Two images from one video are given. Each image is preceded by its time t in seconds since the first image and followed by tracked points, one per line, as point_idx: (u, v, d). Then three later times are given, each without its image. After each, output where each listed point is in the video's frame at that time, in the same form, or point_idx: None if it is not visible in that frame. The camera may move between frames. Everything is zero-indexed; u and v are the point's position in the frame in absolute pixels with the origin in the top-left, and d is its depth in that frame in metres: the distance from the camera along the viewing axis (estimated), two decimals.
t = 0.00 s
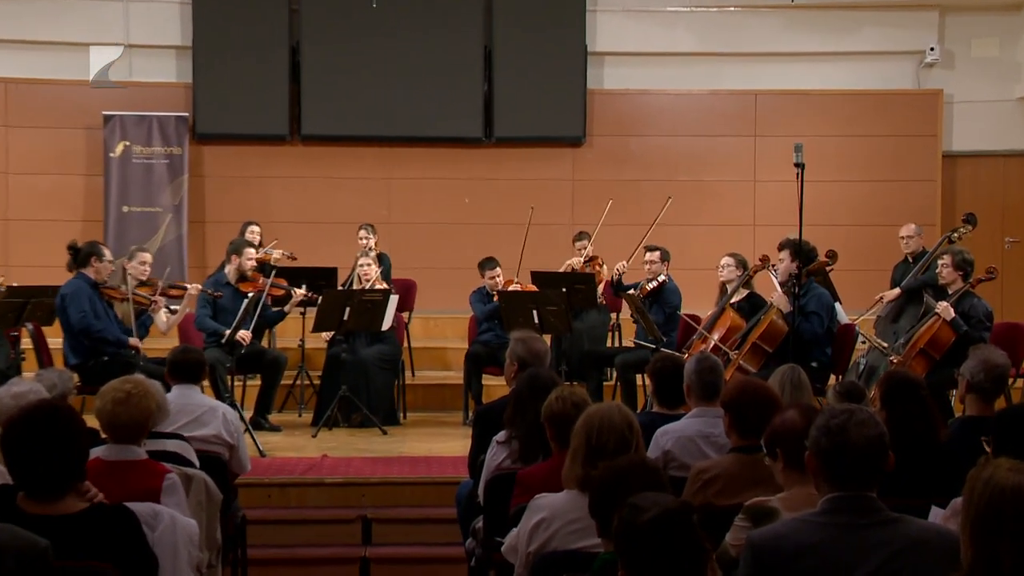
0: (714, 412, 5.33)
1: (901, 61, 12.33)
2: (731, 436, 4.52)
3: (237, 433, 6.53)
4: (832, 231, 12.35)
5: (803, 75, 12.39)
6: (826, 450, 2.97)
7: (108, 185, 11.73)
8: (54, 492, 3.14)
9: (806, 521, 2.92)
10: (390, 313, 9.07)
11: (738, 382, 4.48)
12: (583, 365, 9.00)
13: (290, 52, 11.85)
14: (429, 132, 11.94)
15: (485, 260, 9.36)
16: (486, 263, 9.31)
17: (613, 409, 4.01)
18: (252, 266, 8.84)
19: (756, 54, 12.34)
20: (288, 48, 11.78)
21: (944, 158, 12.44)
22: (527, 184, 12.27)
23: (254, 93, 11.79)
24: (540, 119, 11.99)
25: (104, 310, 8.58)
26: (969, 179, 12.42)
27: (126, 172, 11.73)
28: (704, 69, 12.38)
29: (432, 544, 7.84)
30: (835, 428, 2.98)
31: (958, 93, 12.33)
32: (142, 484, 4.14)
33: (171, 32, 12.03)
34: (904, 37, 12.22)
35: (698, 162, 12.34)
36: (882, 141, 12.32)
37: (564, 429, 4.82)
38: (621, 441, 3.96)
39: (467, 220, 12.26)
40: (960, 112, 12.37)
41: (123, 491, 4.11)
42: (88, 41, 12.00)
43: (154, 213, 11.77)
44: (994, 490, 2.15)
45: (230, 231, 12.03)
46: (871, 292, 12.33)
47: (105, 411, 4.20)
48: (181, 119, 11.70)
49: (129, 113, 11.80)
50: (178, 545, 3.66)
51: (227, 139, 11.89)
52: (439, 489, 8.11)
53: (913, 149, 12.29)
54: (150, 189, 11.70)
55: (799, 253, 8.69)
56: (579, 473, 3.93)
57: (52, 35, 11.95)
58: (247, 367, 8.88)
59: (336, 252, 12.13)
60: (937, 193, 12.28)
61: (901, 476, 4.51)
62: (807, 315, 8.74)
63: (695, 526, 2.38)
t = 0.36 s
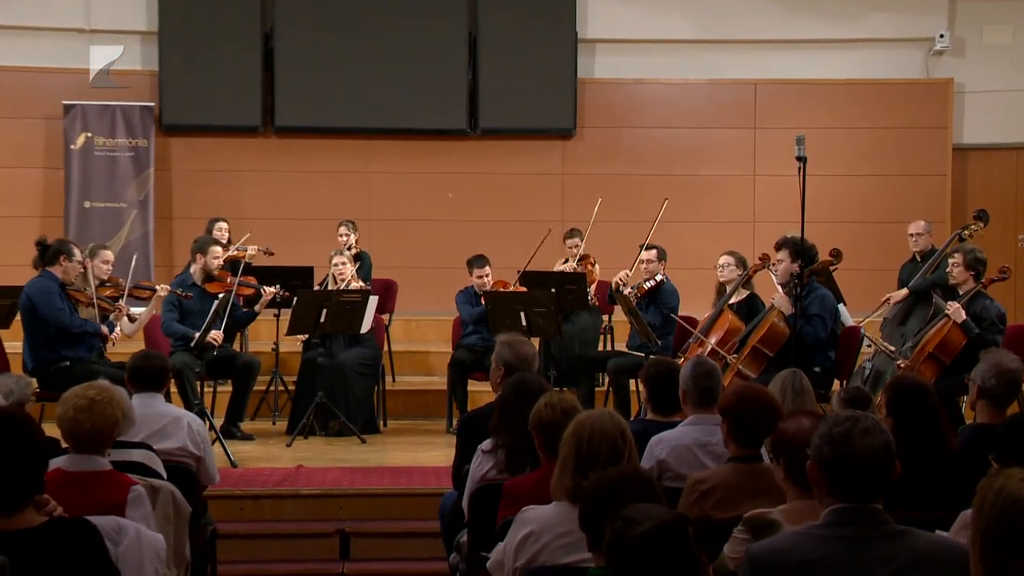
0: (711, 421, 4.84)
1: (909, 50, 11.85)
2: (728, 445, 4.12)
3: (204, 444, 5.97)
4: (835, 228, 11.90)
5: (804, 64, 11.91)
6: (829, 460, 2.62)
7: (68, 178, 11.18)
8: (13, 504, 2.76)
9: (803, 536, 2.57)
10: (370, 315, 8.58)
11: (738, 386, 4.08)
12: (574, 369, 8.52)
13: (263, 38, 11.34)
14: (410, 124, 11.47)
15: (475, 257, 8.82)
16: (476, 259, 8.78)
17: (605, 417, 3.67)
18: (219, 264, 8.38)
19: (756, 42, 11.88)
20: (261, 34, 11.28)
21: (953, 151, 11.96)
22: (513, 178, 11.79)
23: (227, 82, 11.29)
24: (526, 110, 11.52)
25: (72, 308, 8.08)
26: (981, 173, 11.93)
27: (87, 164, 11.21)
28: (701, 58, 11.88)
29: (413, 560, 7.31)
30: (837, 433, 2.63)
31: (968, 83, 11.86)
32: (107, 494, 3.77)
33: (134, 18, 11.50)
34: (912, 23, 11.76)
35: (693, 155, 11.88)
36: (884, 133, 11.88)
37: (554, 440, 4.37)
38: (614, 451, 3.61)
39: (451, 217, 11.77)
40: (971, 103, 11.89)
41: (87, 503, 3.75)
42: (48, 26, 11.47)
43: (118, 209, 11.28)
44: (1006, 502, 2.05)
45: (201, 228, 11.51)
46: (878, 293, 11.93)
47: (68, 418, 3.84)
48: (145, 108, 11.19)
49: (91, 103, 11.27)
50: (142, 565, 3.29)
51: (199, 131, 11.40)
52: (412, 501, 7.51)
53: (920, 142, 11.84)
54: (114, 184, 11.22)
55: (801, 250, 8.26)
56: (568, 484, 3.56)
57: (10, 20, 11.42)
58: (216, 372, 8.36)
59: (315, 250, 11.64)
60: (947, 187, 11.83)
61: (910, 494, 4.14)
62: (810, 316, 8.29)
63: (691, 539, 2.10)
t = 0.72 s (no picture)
0: (711, 428, 4.55)
1: (921, 37, 11.42)
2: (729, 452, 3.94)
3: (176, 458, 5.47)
4: (841, 225, 11.47)
5: (809, 52, 11.49)
6: (837, 469, 2.65)
7: (32, 171, 10.66)
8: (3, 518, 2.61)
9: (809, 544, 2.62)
10: (351, 317, 8.15)
11: (741, 392, 3.90)
12: (568, 374, 8.07)
13: (238, 25, 10.86)
14: (395, 115, 11.03)
15: (471, 256, 8.37)
16: (471, 259, 8.34)
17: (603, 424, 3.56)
18: (190, 264, 7.96)
19: (763, 29, 11.45)
20: (236, 21, 10.80)
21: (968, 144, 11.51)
22: (503, 172, 11.36)
23: (203, 70, 10.82)
24: (516, 101, 11.07)
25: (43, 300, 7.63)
26: (997, 166, 11.46)
27: (53, 158, 10.66)
28: (703, 46, 11.45)
29: None
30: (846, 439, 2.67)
31: (983, 73, 11.40)
32: (73, 507, 3.56)
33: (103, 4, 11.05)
34: (924, 9, 11.33)
35: (691, 149, 11.46)
36: (891, 125, 11.46)
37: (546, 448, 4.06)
38: (610, 460, 3.49)
39: (439, 214, 11.33)
40: (986, 93, 11.42)
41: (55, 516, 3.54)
42: (12, 11, 11.01)
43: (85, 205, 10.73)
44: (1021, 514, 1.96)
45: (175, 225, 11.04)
46: (887, 294, 11.49)
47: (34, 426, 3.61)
48: (115, 98, 10.68)
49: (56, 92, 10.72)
50: None
51: (174, 122, 10.95)
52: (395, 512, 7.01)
53: (930, 135, 11.43)
54: (80, 179, 10.68)
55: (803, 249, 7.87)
56: (561, 493, 3.43)
57: None
58: (188, 378, 7.94)
59: (297, 248, 11.20)
60: (961, 182, 11.40)
61: (917, 507, 3.90)
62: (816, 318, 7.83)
63: (692, 554, 2.07)
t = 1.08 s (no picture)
0: (711, 436, 4.25)
1: (935, 23, 10.90)
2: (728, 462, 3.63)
3: (148, 472, 4.95)
4: (848, 222, 10.96)
5: (816, 40, 10.95)
6: (844, 482, 2.34)
7: None
8: None
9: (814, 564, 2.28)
10: (332, 319, 7.72)
11: (740, 398, 3.62)
12: (560, 380, 7.64)
13: (212, 11, 10.33)
14: (379, 106, 10.53)
15: (463, 255, 7.85)
16: (464, 258, 7.82)
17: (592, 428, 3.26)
18: (161, 264, 7.53)
19: (768, 15, 10.91)
20: (210, 6, 10.27)
21: (983, 137, 11.02)
22: (491, 166, 10.85)
23: (177, 58, 10.30)
24: (506, 91, 10.56)
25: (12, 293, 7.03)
26: (1017, 158, 11.01)
27: (16, 152, 10.19)
28: (704, 33, 10.91)
29: None
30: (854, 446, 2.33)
31: (999, 62, 10.92)
32: (34, 522, 3.23)
33: None
34: None
35: (690, 142, 10.93)
36: (901, 116, 10.93)
37: (537, 458, 3.70)
38: (602, 470, 3.18)
39: (425, 210, 10.82)
40: (1002, 83, 10.94)
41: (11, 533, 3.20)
42: None
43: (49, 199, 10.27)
44: None
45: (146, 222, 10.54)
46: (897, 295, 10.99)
47: None
48: (79, 87, 10.18)
49: (18, 81, 10.21)
50: None
51: (144, 112, 10.42)
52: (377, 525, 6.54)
53: (942, 127, 10.94)
54: (43, 173, 10.20)
55: (804, 249, 7.32)
56: (552, 506, 3.13)
57: None
58: (159, 383, 7.49)
59: (276, 246, 10.69)
60: (975, 177, 10.92)
61: (928, 515, 3.56)
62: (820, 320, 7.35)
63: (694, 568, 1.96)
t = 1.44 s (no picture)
0: (710, 445, 3.94)
1: (947, 9, 10.29)
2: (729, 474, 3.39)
3: (112, 486, 4.47)
4: (855, 220, 10.36)
5: (823, 26, 10.31)
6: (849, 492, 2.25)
7: None
8: None
9: None
10: (310, 322, 7.28)
11: (748, 404, 3.38)
12: (551, 386, 7.22)
13: None
14: (359, 97, 9.90)
15: (450, 254, 7.37)
16: (450, 258, 7.34)
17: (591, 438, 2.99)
18: (126, 262, 7.09)
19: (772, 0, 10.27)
20: None
21: (998, 129, 10.43)
22: (478, 160, 10.22)
23: (144, 45, 9.67)
24: (494, 81, 9.94)
25: None
26: None
27: None
28: (702, 17, 10.28)
29: None
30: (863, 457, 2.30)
31: (1016, 49, 10.32)
32: None
33: None
34: None
35: (688, 135, 10.32)
36: (909, 107, 10.33)
37: (528, 469, 3.36)
38: (598, 482, 2.91)
39: (408, 206, 10.21)
40: (1019, 72, 10.33)
41: None
42: None
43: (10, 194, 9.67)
44: None
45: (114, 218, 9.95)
46: (907, 296, 10.39)
47: None
48: (41, 75, 9.57)
49: None
50: None
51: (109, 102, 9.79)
52: (356, 541, 5.99)
53: (953, 119, 10.33)
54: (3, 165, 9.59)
55: (808, 249, 6.84)
56: (545, 519, 2.83)
57: None
58: (126, 391, 7.04)
59: (250, 244, 10.08)
60: (991, 172, 10.31)
61: (939, 522, 3.27)
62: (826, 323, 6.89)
63: None
